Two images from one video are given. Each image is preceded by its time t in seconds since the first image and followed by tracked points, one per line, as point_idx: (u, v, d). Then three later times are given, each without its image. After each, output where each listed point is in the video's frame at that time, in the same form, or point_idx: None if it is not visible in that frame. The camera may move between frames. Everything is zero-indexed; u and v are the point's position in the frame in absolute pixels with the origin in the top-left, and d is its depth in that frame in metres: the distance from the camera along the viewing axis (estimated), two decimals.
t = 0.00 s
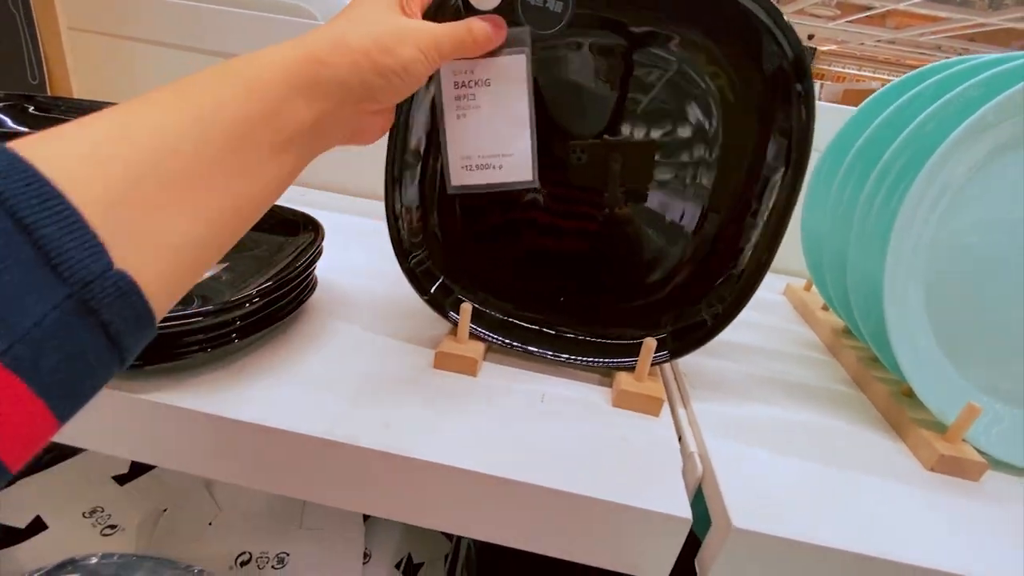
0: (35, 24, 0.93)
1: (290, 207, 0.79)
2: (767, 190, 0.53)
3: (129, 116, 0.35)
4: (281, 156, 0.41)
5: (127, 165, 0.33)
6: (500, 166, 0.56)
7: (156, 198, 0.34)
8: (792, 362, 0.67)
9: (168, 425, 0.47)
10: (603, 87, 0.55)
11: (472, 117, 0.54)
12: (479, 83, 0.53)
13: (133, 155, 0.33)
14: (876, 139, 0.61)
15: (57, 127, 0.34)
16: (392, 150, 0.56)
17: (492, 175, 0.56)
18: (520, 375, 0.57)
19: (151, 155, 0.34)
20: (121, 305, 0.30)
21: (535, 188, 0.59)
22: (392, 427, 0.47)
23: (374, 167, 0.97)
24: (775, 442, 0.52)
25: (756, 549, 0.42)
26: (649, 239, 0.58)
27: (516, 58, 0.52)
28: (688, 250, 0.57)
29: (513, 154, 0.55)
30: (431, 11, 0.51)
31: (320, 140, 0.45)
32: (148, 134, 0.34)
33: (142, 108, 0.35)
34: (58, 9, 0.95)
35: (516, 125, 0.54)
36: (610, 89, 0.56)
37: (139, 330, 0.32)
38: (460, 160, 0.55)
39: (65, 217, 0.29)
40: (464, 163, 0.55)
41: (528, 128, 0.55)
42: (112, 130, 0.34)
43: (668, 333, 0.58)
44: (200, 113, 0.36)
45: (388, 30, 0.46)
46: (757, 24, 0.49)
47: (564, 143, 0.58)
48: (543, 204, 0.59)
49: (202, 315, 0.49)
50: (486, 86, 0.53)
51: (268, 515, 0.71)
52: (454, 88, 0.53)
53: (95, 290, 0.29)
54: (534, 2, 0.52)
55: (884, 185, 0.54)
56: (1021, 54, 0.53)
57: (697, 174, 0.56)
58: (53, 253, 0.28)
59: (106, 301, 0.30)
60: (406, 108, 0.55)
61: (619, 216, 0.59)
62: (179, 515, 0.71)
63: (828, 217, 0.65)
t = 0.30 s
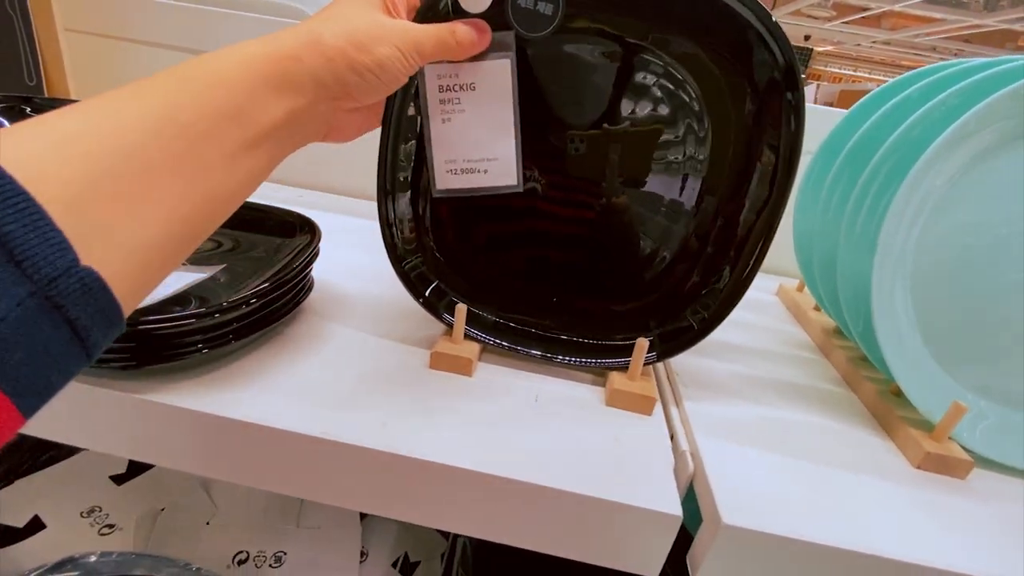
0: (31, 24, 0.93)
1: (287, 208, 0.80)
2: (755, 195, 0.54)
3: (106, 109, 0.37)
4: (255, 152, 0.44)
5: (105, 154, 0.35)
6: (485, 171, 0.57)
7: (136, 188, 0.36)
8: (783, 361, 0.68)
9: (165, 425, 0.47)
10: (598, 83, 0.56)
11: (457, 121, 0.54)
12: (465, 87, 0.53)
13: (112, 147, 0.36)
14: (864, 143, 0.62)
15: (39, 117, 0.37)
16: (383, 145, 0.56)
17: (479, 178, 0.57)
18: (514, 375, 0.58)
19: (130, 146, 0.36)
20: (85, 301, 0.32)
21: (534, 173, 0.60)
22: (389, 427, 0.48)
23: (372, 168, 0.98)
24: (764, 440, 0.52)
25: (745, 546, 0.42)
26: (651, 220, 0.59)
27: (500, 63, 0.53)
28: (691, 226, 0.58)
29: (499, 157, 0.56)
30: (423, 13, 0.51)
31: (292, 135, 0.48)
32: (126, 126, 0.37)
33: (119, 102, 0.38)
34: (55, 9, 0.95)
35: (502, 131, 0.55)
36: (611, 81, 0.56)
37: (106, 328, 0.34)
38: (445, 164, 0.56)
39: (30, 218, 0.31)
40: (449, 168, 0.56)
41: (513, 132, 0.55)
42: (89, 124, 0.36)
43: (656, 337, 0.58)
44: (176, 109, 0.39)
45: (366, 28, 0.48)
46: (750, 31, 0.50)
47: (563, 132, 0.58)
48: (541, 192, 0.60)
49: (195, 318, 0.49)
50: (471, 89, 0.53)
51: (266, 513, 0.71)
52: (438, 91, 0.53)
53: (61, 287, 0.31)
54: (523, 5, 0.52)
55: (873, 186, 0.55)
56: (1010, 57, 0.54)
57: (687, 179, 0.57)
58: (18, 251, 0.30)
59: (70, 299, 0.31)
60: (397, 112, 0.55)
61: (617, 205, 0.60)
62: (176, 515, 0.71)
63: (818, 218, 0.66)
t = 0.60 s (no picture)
0: (32, 23, 0.93)
1: (289, 207, 0.80)
2: (753, 195, 0.55)
3: (113, 97, 0.38)
4: (258, 146, 0.45)
5: (114, 142, 0.36)
6: (484, 171, 0.57)
7: (145, 175, 0.37)
8: (781, 358, 0.69)
9: (172, 419, 0.48)
10: (598, 80, 0.57)
11: (454, 123, 0.55)
12: (462, 89, 0.54)
13: (121, 134, 0.37)
14: (859, 144, 0.63)
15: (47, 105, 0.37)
16: (388, 147, 0.57)
17: (476, 179, 0.57)
18: (517, 371, 0.58)
19: (138, 133, 0.37)
20: (96, 290, 0.32)
21: (527, 183, 0.60)
22: (394, 421, 0.48)
23: (373, 168, 0.98)
24: (762, 434, 0.53)
25: (743, 537, 0.43)
26: (643, 237, 0.60)
27: (499, 64, 0.54)
28: (680, 246, 0.59)
29: (496, 158, 0.57)
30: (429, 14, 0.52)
31: (294, 127, 0.49)
32: (134, 114, 0.38)
33: (126, 91, 0.39)
34: (55, 8, 0.95)
35: (500, 133, 0.56)
36: (601, 93, 0.57)
37: (115, 318, 0.34)
38: (443, 165, 0.56)
39: (42, 206, 0.31)
40: (448, 168, 0.57)
41: (512, 131, 0.56)
42: (95, 111, 0.37)
43: (661, 329, 0.59)
44: (183, 98, 0.40)
45: (368, 22, 0.49)
46: (747, 33, 0.51)
47: (557, 142, 0.59)
48: (535, 202, 0.61)
49: (200, 314, 0.50)
50: (468, 93, 0.54)
51: (269, 507, 0.72)
52: (436, 93, 0.54)
53: (72, 275, 0.31)
54: (526, 8, 0.53)
55: (870, 185, 0.56)
56: (1003, 59, 0.55)
57: (685, 181, 0.58)
58: (30, 238, 0.30)
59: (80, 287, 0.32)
60: (402, 111, 0.56)
61: (610, 213, 0.60)
62: (179, 512, 0.71)
63: (815, 216, 0.67)
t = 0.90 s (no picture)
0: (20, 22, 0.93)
1: (283, 207, 0.80)
2: (744, 193, 0.56)
3: (99, 92, 0.38)
4: (244, 144, 0.45)
5: (98, 136, 0.36)
6: (475, 171, 0.57)
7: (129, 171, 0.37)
8: (773, 355, 0.69)
9: (163, 420, 0.48)
10: (592, 76, 0.57)
11: (445, 122, 0.55)
12: (453, 88, 0.54)
13: (106, 128, 0.37)
14: (849, 143, 0.63)
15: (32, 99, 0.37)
16: (383, 142, 0.57)
17: (467, 179, 0.57)
18: (510, 369, 0.59)
19: (123, 128, 0.37)
20: (76, 288, 0.32)
21: (522, 177, 0.61)
22: (387, 420, 0.48)
23: (367, 167, 0.98)
24: (754, 431, 0.54)
25: (734, 534, 0.44)
26: (638, 227, 0.60)
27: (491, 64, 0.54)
28: (675, 236, 0.59)
29: (487, 158, 0.57)
30: (419, 14, 0.52)
31: (281, 124, 0.49)
32: (119, 108, 0.38)
33: (111, 85, 0.39)
34: (43, 7, 0.95)
35: (491, 132, 0.56)
36: (596, 87, 0.57)
37: (96, 316, 0.34)
38: (433, 165, 0.56)
39: (21, 203, 0.31)
40: (438, 168, 0.56)
41: (503, 130, 0.56)
42: (78, 107, 0.37)
43: (651, 328, 0.59)
44: (169, 93, 0.40)
45: (355, 19, 0.49)
46: (737, 33, 0.51)
47: (551, 137, 0.59)
48: (530, 196, 0.61)
49: (192, 314, 0.50)
50: (459, 92, 0.54)
51: (264, 511, 0.72)
52: (426, 93, 0.54)
53: (52, 273, 0.31)
54: (518, 7, 0.53)
55: (860, 184, 0.57)
56: (992, 58, 0.56)
57: (676, 180, 0.58)
58: (9, 236, 0.30)
59: (60, 285, 0.32)
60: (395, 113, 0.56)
61: (604, 208, 0.60)
62: (172, 514, 0.71)
63: (807, 214, 0.68)
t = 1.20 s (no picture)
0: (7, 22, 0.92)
1: (278, 208, 0.80)
2: (740, 191, 0.56)
3: (100, 99, 0.38)
4: (247, 148, 0.45)
5: (101, 142, 0.36)
6: (473, 171, 0.57)
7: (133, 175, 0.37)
8: (767, 352, 0.70)
9: (162, 423, 0.48)
10: (579, 86, 0.58)
11: (443, 123, 0.55)
12: (451, 90, 0.54)
13: (107, 135, 0.37)
14: (842, 142, 0.64)
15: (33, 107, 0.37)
16: (380, 146, 0.56)
17: (465, 179, 0.57)
18: (509, 369, 0.59)
19: (125, 135, 0.37)
20: (84, 292, 0.32)
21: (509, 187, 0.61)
22: (388, 421, 0.49)
23: (360, 168, 0.98)
24: (752, 427, 0.54)
25: (734, 530, 0.44)
26: (627, 239, 0.61)
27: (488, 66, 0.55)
28: (663, 254, 0.60)
29: (487, 158, 0.57)
30: (417, 17, 0.52)
31: (282, 129, 0.49)
32: (120, 116, 0.37)
33: (113, 92, 0.39)
34: (30, 7, 0.93)
35: (489, 132, 0.56)
36: (581, 97, 0.58)
37: (103, 321, 0.34)
38: (432, 166, 0.56)
39: (28, 208, 0.31)
40: (437, 169, 0.57)
41: (499, 131, 0.57)
42: (79, 115, 0.37)
43: (652, 324, 0.60)
44: (169, 99, 0.40)
45: (355, 23, 0.49)
46: (730, 33, 0.52)
47: (541, 145, 0.60)
48: (517, 205, 0.61)
49: (188, 318, 0.49)
50: (457, 93, 0.55)
51: (263, 513, 0.72)
52: (424, 94, 0.54)
53: (59, 277, 0.31)
54: (515, 8, 0.53)
55: (853, 183, 0.58)
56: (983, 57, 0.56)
57: (674, 178, 0.58)
58: (16, 240, 0.30)
59: (67, 290, 0.32)
60: (392, 115, 0.56)
61: (595, 214, 0.61)
62: (169, 518, 0.70)
63: (802, 212, 0.69)
